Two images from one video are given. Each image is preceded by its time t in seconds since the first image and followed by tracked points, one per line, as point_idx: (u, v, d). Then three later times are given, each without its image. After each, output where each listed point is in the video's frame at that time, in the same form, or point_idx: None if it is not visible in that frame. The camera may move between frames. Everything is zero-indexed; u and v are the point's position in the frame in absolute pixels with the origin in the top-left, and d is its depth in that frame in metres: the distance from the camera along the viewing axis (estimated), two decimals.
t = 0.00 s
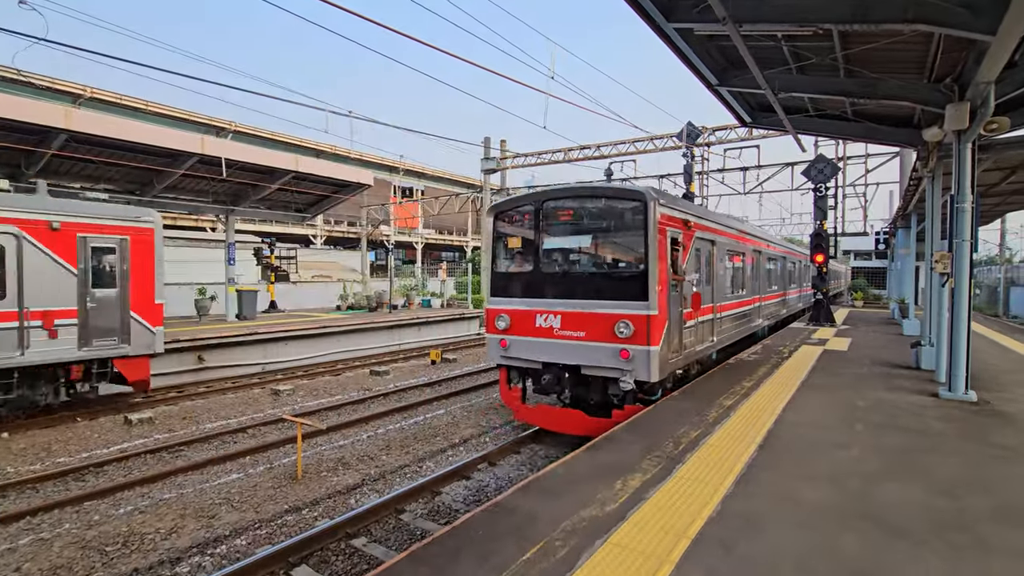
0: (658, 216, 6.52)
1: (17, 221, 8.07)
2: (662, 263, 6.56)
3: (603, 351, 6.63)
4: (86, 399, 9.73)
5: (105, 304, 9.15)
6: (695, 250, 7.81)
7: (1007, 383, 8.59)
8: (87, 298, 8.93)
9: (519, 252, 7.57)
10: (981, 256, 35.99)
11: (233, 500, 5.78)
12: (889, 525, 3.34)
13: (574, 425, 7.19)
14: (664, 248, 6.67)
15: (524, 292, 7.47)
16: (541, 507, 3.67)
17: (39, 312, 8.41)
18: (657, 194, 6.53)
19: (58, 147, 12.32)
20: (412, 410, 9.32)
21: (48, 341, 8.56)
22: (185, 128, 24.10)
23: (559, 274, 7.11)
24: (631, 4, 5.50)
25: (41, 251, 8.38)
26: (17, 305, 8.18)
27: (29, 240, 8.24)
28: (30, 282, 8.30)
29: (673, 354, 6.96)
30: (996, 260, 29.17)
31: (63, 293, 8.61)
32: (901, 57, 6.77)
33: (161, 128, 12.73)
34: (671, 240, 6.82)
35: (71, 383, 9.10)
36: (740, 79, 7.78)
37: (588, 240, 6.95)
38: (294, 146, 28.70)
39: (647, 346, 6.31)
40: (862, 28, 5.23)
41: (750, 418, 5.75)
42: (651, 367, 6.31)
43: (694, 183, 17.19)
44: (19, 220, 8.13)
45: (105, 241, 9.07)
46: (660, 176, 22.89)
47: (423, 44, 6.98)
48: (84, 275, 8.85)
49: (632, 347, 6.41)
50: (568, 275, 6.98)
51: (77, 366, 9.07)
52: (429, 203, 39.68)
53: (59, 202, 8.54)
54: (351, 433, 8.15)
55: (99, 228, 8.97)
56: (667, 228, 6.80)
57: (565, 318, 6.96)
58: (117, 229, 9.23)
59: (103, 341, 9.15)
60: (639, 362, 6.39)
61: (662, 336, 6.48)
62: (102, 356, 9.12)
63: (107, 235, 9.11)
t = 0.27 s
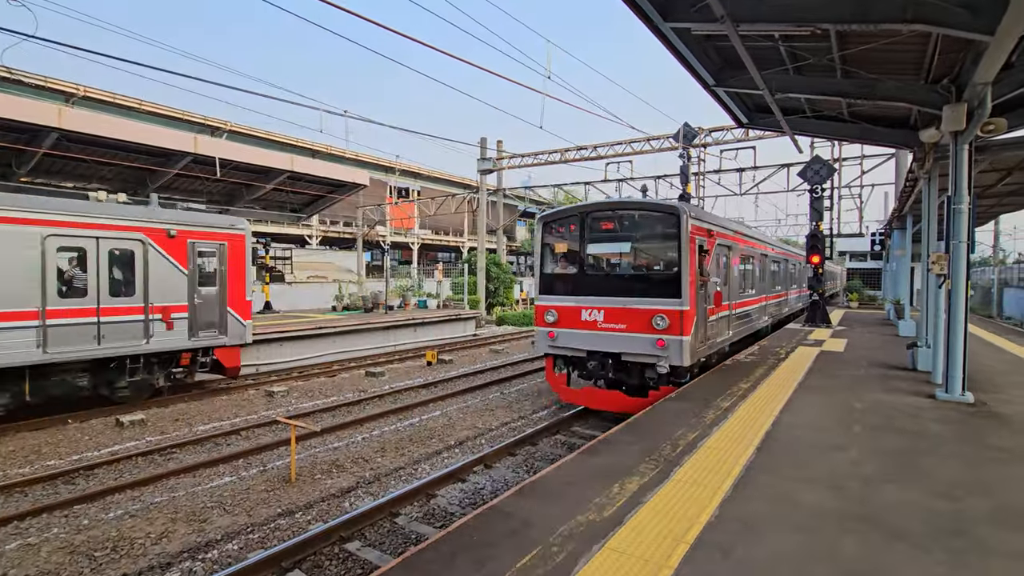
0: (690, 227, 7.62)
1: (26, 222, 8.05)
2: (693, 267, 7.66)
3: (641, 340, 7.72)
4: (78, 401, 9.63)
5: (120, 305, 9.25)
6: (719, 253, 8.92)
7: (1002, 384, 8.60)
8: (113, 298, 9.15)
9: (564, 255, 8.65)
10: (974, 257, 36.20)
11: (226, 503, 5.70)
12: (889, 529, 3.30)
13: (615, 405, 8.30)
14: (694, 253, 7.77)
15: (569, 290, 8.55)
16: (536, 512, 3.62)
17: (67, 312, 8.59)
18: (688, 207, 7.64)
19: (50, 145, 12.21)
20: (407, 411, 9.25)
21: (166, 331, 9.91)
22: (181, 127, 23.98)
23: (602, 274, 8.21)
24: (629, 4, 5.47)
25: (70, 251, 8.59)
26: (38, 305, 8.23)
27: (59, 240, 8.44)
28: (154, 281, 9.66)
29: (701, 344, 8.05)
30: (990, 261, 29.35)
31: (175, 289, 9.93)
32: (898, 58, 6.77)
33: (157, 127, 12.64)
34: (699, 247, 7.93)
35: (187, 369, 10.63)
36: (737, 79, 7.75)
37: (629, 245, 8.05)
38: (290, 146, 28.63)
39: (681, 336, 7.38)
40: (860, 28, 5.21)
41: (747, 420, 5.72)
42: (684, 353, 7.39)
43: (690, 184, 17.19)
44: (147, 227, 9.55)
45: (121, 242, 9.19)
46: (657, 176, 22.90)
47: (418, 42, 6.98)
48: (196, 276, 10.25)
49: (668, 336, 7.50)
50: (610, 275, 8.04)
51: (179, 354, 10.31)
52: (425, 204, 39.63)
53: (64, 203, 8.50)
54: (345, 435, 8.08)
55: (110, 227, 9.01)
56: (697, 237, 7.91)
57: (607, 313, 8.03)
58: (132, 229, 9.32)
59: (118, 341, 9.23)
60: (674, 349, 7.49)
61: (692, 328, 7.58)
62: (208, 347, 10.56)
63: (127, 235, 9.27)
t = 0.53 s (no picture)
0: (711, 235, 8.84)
1: (25, 222, 8.03)
2: (712, 270, 8.90)
3: (668, 332, 8.92)
4: (69, 403, 9.53)
5: (135, 304, 9.30)
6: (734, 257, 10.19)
7: (995, 385, 8.65)
8: (127, 296, 9.19)
9: (599, 259, 9.90)
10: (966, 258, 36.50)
11: (218, 506, 5.64)
12: (887, 530, 3.30)
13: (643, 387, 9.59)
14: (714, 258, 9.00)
15: (603, 289, 9.80)
16: (534, 514, 3.60)
17: (81, 312, 8.63)
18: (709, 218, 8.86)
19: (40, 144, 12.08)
20: (402, 413, 9.20)
21: (255, 324, 11.35)
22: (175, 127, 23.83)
23: (633, 276, 9.46)
24: (625, 5, 5.46)
25: (79, 250, 8.62)
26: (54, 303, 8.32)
27: (62, 239, 8.43)
28: (246, 282, 11.08)
29: (719, 336, 9.30)
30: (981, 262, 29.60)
31: (261, 288, 11.29)
32: (893, 58, 6.79)
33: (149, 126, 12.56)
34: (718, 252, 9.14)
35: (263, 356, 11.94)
36: (732, 79, 7.75)
37: (657, 251, 9.29)
38: (284, 146, 28.52)
39: (703, 328, 8.62)
40: (856, 28, 5.22)
41: (744, 421, 5.71)
42: (706, 342, 8.64)
43: (685, 185, 17.20)
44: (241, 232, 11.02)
45: (126, 241, 9.17)
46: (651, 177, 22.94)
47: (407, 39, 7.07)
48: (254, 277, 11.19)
49: (692, 328, 8.70)
50: (641, 276, 9.28)
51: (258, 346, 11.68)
52: (420, 204, 39.55)
53: (60, 202, 8.40)
54: (340, 437, 8.03)
55: (113, 228, 8.98)
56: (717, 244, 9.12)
57: (638, 308, 9.24)
58: (133, 229, 9.27)
59: (136, 339, 9.33)
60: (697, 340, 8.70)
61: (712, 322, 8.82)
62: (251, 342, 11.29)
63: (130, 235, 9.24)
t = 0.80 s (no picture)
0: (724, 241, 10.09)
1: (18, 222, 7.95)
2: (724, 272, 10.20)
3: (686, 325, 10.26)
4: (59, 405, 9.42)
5: (130, 305, 9.30)
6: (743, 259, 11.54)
7: (987, 384, 8.72)
8: (121, 296, 9.17)
9: (624, 261, 11.21)
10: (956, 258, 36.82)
11: (211, 509, 5.58)
12: (885, 531, 3.30)
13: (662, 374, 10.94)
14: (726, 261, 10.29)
15: (627, 288, 11.12)
16: (531, 516, 3.59)
17: (75, 311, 8.61)
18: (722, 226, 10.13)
19: (29, 143, 11.94)
20: (397, 413, 9.16)
21: (322, 320, 12.74)
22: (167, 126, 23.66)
23: (654, 276, 10.80)
24: (621, 5, 5.45)
25: (71, 251, 8.55)
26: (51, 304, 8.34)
27: (55, 239, 8.38)
28: (315, 283, 12.49)
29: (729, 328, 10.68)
30: (971, 262, 29.85)
31: (324, 286, 12.63)
32: (886, 59, 6.82)
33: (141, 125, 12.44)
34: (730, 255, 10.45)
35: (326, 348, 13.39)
36: (728, 80, 7.77)
37: (676, 254, 10.61)
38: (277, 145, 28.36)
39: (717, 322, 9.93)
40: (851, 29, 5.25)
41: (740, 421, 5.73)
42: (720, 334, 9.99)
43: (680, 185, 17.22)
44: (311, 238, 12.41)
45: (123, 241, 9.15)
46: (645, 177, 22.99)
47: (403, 39, 7.05)
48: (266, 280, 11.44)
49: (707, 322, 10.03)
50: (661, 276, 10.61)
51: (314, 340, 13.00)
52: (414, 204, 39.44)
53: (55, 201, 8.35)
54: (334, 439, 7.96)
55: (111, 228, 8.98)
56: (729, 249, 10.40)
57: (659, 304, 10.55)
58: (128, 229, 9.22)
59: (133, 339, 9.34)
60: (712, 332, 10.06)
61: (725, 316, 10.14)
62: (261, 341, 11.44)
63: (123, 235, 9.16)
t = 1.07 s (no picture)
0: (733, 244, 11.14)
1: (16, 222, 7.80)
2: (731, 271, 11.28)
3: (698, 320, 11.27)
4: (48, 406, 9.30)
5: (131, 305, 9.12)
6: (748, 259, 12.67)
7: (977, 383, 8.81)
8: (121, 297, 9.00)
9: (640, 261, 12.18)
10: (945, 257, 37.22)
11: (204, 511, 5.53)
12: (880, 529, 3.32)
13: (675, 363, 12.12)
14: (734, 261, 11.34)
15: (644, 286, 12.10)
16: (527, 517, 3.58)
17: (72, 312, 8.44)
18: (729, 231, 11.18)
19: (17, 141, 11.78)
20: (391, 414, 9.11)
21: (373, 315, 13.86)
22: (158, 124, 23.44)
23: (668, 276, 11.82)
24: (617, 4, 5.44)
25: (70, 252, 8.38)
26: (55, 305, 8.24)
27: (55, 240, 8.21)
28: (369, 282, 13.61)
29: (737, 322, 11.76)
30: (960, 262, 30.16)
31: (375, 286, 13.71)
32: (879, 59, 6.87)
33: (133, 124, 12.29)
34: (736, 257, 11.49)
35: (377, 339, 14.65)
36: (722, 80, 7.80)
37: (689, 256, 11.64)
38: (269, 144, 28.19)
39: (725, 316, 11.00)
40: (844, 30, 5.27)
41: (735, 420, 5.74)
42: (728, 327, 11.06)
43: (673, 185, 17.26)
44: (364, 242, 13.48)
45: (122, 241, 8.97)
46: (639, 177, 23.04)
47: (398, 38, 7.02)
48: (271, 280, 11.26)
49: (717, 317, 11.03)
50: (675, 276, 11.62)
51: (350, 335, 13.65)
52: (408, 203, 39.33)
53: (52, 202, 8.17)
54: (327, 439, 7.92)
55: (113, 228, 8.83)
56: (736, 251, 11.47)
57: (673, 301, 11.59)
58: (125, 229, 8.99)
59: (133, 340, 9.17)
60: (722, 326, 11.10)
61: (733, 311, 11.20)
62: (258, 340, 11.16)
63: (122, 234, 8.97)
